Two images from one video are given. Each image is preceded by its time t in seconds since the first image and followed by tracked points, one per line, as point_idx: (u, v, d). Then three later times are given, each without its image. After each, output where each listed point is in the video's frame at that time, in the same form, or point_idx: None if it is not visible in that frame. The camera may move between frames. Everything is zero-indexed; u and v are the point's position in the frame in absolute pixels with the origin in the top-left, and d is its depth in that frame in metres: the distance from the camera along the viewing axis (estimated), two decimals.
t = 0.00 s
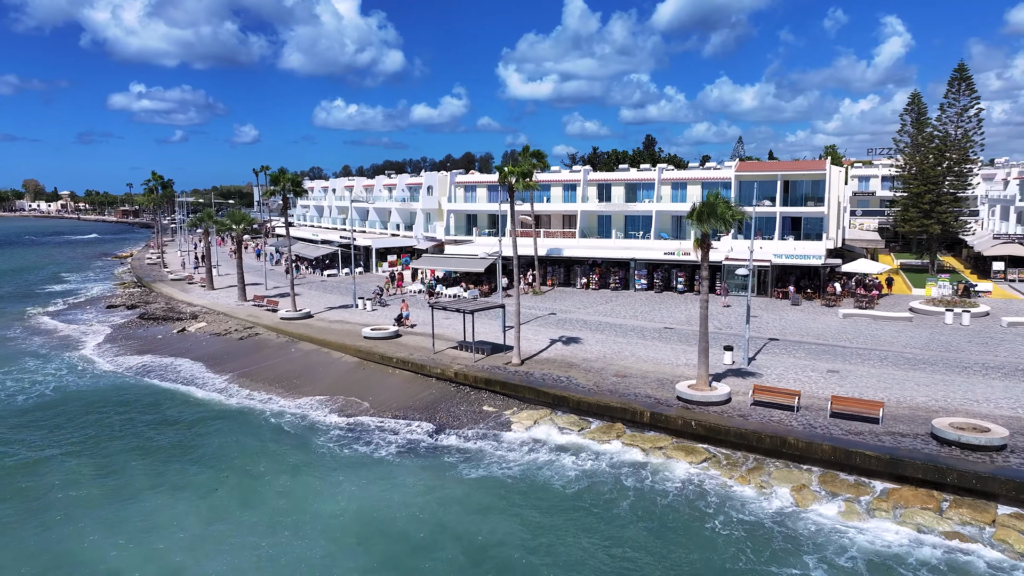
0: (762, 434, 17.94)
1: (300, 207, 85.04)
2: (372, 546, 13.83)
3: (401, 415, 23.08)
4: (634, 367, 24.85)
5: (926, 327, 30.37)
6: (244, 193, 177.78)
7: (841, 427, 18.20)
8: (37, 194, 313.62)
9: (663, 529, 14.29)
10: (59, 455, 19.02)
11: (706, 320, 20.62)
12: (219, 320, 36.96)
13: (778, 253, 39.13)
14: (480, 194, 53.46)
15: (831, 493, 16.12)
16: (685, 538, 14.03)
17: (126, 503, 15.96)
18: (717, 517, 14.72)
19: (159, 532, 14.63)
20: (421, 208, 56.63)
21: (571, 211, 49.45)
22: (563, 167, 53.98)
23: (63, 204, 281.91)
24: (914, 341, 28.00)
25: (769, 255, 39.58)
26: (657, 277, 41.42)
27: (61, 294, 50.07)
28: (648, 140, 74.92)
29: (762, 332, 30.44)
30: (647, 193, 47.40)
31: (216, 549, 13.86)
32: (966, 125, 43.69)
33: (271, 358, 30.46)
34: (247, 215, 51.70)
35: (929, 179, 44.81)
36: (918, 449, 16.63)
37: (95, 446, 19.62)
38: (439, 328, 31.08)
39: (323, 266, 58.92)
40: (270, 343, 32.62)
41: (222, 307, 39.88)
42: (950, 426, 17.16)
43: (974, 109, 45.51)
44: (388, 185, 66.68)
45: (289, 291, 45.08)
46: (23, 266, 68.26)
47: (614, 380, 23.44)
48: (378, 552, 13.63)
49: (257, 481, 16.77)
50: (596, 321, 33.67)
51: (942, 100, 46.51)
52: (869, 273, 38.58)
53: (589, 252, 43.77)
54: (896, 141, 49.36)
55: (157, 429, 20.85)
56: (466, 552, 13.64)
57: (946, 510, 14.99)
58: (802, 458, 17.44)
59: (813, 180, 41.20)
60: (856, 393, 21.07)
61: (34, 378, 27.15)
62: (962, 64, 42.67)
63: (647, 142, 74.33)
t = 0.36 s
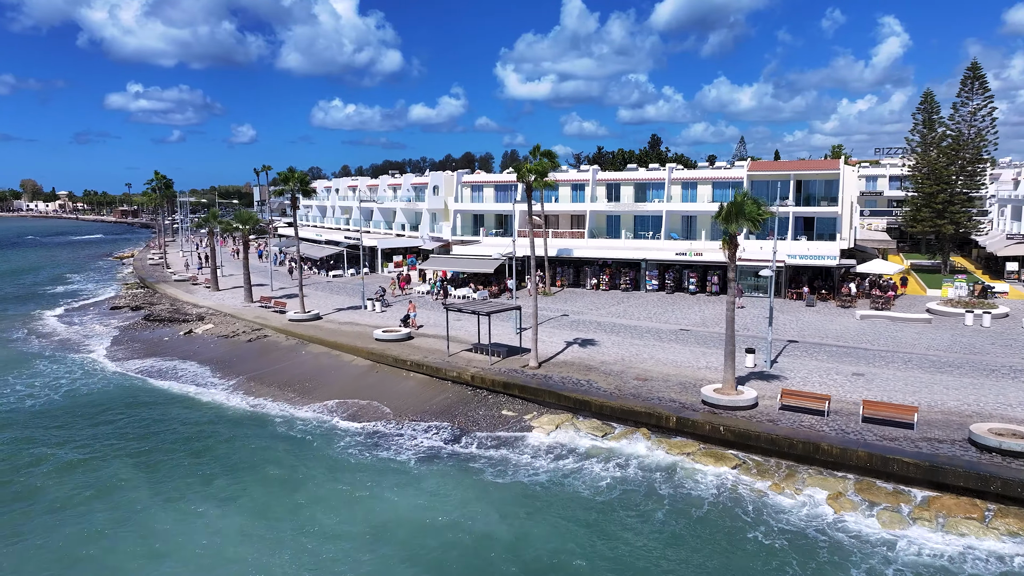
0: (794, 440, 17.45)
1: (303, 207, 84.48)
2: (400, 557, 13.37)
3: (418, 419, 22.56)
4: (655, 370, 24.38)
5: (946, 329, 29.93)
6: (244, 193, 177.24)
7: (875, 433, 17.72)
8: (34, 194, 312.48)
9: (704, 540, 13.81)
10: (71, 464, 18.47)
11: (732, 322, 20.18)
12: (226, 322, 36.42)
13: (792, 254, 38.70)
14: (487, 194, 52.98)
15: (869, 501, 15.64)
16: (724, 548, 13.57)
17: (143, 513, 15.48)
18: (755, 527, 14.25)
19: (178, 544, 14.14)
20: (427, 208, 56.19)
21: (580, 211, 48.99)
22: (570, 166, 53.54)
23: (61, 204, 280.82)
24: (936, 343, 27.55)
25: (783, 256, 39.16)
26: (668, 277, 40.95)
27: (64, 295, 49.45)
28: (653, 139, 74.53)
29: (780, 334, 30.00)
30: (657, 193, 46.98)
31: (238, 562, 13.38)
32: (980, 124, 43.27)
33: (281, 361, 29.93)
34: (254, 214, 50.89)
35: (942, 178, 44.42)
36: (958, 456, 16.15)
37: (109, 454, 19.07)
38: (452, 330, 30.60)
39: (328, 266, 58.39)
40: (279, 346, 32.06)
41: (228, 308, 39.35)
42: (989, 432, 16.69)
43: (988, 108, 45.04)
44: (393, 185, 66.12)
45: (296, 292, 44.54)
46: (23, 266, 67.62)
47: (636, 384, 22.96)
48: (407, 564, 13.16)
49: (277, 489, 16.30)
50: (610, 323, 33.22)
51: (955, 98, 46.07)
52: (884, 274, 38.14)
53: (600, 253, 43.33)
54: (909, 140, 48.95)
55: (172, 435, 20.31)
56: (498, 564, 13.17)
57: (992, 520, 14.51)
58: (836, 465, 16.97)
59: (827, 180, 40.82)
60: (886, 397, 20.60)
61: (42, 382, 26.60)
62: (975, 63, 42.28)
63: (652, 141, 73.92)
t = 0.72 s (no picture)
0: (827, 445, 16.98)
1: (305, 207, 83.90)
2: (433, 568, 12.92)
3: (437, 423, 22.06)
4: (676, 373, 23.91)
5: (966, 330, 29.51)
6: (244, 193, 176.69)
7: (910, 438, 17.27)
8: (32, 194, 311.61)
9: (748, 550, 13.38)
10: (85, 472, 17.93)
11: (760, 324, 19.75)
12: (233, 323, 35.89)
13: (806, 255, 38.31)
14: (494, 194, 52.53)
15: (909, 509, 15.18)
16: (767, 558, 13.15)
17: (162, 523, 15.02)
18: (797, 536, 13.81)
19: (201, 556, 13.67)
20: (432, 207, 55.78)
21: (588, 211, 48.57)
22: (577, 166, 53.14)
23: (59, 204, 279.94)
24: (958, 345, 27.13)
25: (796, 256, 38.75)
26: (680, 278, 40.50)
27: (67, 296, 48.91)
28: (658, 139, 74.22)
29: (798, 335, 29.60)
30: (666, 193, 46.60)
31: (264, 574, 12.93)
32: (993, 123, 42.86)
33: (292, 363, 29.40)
34: (261, 214, 49.71)
35: (955, 178, 44.03)
36: (999, 463, 15.69)
37: (123, 460, 18.57)
38: (465, 331, 30.13)
39: (332, 266, 57.87)
40: (289, 348, 31.52)
41: (234, 309, 38.84)
42: None
43: (1001, 106, 44.60)
44: (397, 185, 65.65)
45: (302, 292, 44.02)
46: (25, 267, 67.10)
47: (658, 387, 22.51)
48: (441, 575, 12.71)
49: (299, 497, 15.83)
50: (624, 324, 32.78)
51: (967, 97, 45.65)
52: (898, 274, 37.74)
53: (610, 253, 42.91)
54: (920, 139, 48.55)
55: (186, 441, 19.79)
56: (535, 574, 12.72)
57: None
58: (872, 472, 16.51)
59: (840, 179, 40.47)
60: (916, 400, 20.15)
61: (49, 384, 26.08)
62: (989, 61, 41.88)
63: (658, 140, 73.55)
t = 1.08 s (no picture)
0: (863, 452, 16.51)
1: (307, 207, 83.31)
2: None
3: (455, 428, 21.55)
4: (698, 376, 23.45)
5: (986, 331, 29.10)
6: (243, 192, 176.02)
7: (947, 444, 16.83)
8: (29, 194, 310.34)
9: (794, 562, 12.94)
10: (98, 480, 17.40)
11: (789, 327, 19.29)
12: (241, 325, 35.34)
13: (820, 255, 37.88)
14: (501, 194, 52.10)
15: (951, 518, 14.74)
16: (814, 570, 12.73)
17: (181, 535, 14.53)
18: (842, 547, 13.39)
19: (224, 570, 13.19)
20: (438, 207, 55.28)
21: (597, 211, 48.12)
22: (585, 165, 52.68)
23: (57, 203, 278.91)
24: (981, 346, 26.72)
25: (810, 256, 38.32)
26: (692, 278, 40.06)
27: (69, 298, 48.32)
28: (663, 138, 73.81)
29: (816, 337, 29.17)
30: (676, 193, 46.19)
31: None
32: (1006, 122, 42.47)
33: (302, 366, 28.88)
34: (269, 214, 48.72)
35: (968, 177, 43.68)
36: None
37: (138, 468, 18.06)
38: (479, 334, 29.64)
39: (337, 267, 57.34)
40: (299, 350, 30.99)
41: (241, 311, 38.31)
42: None
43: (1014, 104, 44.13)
44: (401, 184, 65.11)
45: (308, 294, 43.51)
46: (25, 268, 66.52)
47: (681, 391, 22.04)
48: None
49: (323, 507, 15.36)
50: (639, 326, 32.33)
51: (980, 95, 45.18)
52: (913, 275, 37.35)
53: (620, 254, 42.47)
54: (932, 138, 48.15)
55: (201, 448, 19.27)
56: None
57: None
58: (909, 480, 16.06)
59: (853, 179, 40.09)
60: (947, 404, 19.70)
61: (56, 388, 25.53)
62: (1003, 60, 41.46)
63: (663, 139, 73.19)
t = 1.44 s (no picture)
0: (900, 459, 16.03)
1: (309, 207, 82.74)
2: None
3: (474, 433, 21.06)
4: (721, 379, 23.00)
5: (1008, 333, 28.71)
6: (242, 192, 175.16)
7: (986, 451, 16.39)
8: (25, 194, 308.78)
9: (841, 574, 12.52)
10: (115, 491, 16.94)
11: (819, 330, 18.84)
12: (248, 327, 34.77)
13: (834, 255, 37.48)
14: (508, 194, 51.65)
15: (996, 529, 14.29)
16: None
17: (203, 551, 14.06)
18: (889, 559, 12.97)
19: None
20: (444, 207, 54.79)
21: (606, 211, 47.68)
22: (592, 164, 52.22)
23: (54, 203, 277.61)
24: (1004, 348, 26.33)
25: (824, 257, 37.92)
26: (704, 279, 39.61)
27: (71, 299, 47.70)
28: (669, 138, 73.45)
29: (835, 339, 28.74)
30: (686, 192, 45.78)
31: None
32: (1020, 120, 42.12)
33: (313, 369, 28.35)
34: (276, 215, 48.01)
35: (981, 177, 43.39)
36: None
37: (154, 478, 17.60)
38: (493, 336, 29.14)
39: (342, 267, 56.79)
40: (309, 353, 30.45)
41: (247, 312, 37.76)
42: None
43: None
44: (406, 184, 64.57)
45: (315, 295, 43.02)
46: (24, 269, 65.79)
47: (705, 395, 21.55)
48: None
49: (349, 520, 14.89)
50: (654, 328, 31.89)
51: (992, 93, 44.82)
52: (928, 275, 36.96)
53: (630, 254, 42.01)
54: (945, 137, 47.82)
55: (218, 456, 18.78)
56: None
57: None
58: (949, 488, 15.60)
59: (866, 179, 39.70)
60: (980, 408, 19.28)
61: (65, 394, 25.07)
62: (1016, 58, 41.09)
63: (668, 138, 72.81)
